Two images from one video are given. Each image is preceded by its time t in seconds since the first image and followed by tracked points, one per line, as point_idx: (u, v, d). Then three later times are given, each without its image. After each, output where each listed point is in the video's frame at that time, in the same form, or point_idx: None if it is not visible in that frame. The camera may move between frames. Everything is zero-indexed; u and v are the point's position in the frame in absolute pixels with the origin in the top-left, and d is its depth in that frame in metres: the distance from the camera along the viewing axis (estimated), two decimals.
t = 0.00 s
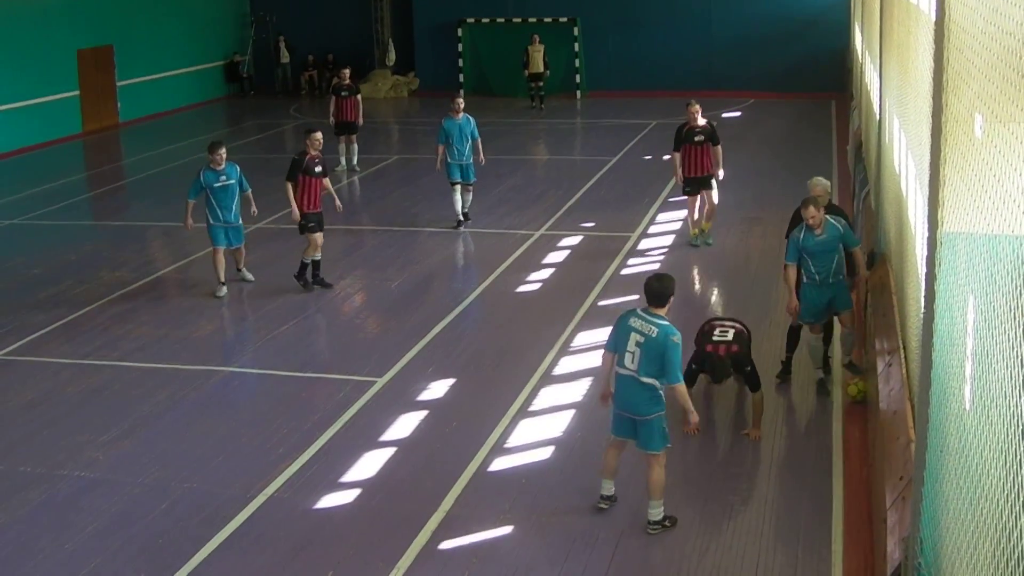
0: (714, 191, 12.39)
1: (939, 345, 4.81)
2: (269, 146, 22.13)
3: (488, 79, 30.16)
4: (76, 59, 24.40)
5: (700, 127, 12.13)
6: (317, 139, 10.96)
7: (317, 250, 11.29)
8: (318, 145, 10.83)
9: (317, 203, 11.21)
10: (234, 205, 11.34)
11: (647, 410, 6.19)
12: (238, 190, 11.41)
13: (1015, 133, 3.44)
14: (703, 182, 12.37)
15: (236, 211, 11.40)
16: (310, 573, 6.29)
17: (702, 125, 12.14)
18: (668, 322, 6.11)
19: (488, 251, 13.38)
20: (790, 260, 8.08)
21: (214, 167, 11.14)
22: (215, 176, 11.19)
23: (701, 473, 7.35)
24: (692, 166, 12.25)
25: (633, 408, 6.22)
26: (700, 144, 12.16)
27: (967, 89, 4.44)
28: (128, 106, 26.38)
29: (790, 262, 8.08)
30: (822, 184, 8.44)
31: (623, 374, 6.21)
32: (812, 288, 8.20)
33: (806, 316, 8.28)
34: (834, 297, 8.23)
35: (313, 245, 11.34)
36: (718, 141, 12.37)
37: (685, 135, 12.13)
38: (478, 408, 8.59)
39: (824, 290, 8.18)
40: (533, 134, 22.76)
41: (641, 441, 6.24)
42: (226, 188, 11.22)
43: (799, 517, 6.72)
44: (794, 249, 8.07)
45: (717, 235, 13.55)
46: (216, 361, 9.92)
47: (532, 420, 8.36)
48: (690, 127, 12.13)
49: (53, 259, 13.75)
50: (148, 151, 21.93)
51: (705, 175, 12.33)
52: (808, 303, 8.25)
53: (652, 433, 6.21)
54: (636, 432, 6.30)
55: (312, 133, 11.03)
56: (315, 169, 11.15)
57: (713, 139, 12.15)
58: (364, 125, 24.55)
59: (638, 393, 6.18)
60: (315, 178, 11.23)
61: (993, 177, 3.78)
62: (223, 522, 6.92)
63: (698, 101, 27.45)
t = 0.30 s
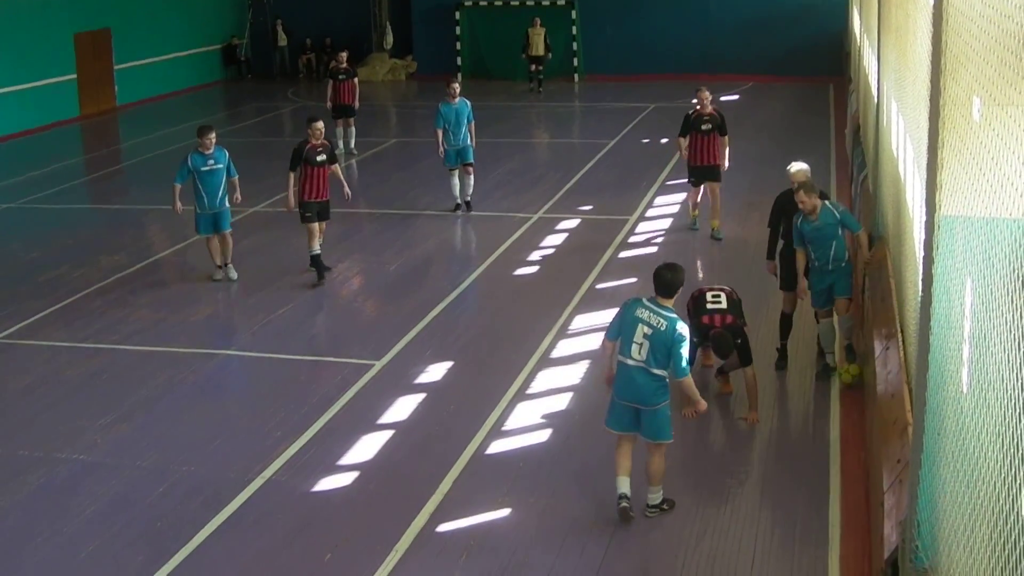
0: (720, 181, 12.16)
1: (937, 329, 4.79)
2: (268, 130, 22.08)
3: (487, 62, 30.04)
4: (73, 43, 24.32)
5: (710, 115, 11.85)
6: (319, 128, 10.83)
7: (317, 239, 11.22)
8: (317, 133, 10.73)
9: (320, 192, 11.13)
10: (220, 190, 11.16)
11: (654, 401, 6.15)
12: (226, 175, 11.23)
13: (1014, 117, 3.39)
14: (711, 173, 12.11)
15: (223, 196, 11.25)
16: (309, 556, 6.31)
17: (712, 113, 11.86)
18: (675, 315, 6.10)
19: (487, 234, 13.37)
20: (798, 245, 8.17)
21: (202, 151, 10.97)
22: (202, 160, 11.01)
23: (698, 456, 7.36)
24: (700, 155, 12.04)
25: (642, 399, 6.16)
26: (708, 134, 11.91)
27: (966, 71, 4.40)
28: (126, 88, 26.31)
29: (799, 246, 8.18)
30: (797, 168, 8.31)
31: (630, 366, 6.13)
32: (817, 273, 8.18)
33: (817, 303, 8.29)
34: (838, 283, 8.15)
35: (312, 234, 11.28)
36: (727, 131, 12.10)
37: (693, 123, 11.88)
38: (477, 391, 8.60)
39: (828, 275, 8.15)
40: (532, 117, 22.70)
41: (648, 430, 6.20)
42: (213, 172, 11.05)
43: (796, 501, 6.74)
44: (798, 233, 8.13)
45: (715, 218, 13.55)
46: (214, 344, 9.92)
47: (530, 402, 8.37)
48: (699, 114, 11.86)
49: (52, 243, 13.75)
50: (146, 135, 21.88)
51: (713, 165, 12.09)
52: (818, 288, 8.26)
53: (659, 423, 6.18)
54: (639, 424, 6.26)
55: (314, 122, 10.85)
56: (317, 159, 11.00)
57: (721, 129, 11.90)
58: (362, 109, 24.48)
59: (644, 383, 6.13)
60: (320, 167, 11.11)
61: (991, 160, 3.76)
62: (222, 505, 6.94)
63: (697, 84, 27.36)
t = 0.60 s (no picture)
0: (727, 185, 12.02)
1: (938, 329, 4.80)
2: (270, 129, 22.09)
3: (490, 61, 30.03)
4: (75, 42, 24.32)
5: (718, 116, 11.81)
6: (318, 131, 10.80)
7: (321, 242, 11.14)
8: (317, 136, 10.71)
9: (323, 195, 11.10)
10: (214, 196, 10.92)
11: (657, 412, 6.00)
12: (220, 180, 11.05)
13: (1016, 116, 3.40)
14: (717, 174, 12.03)
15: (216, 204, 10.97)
16: (311, 555, 6.31)
17: (721, 115, 11.80)
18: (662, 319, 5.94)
19: (489, 233, 13.37)
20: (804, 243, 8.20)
21: (197, 155, 10.82)
22: (197, 164, 10.85)
23: (701, 456, 7.36)
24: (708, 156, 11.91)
25: (644, 412, 5.98)
26: (716, 135, 11.83)
27: (968, 71, 4.41)
28: (128, 88, 26.31)
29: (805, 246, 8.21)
30: (788, 172, 8.32)
31: (629, 380, 5.96)
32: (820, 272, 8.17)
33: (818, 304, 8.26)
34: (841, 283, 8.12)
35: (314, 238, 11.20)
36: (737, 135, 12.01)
37: (702, 123, 11.83)
38: (479, 391, 8.60)
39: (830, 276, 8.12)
40: (534, 117, 22.71)
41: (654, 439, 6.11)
42: (208, 176, 10.86)
43: (799, 499, 6.74)
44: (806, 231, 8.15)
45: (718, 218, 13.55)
46: (217, 343, 9.93)
47: (532, 402, 8.36)
48: (708, 114, 11.81)
49: (54, 242, 13.75)
50: (148, 134, 21.89)
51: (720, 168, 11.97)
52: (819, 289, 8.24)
53: (662, 432, 6.08)
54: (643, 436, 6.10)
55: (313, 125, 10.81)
56: (317, 162, 10.95)
57: (731, 131, 11.81)
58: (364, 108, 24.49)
59: (645, 396, 5.97)
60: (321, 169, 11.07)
61: (993, 160, 3.77)
62: (224, 504, 6.94)
63: (699, 84, 27.35)
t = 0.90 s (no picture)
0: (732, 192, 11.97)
1: (942, 331, 4.81)
2: (274, 130, 22.13)
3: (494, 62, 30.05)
4: (79, 43, 24.37)
5: (719, 123, 11.75)
6: (323, 133, 10.71)
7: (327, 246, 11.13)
8: (321, 138, 10.64)
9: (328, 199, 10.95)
10: (207, 201, 10.89)
11: (648, 422, 5.93)
12: (211, 185, 10.96)
13: (1020, 118, 3.41)
14: (722, 181, 11.96)
15: (210, 208, 10.96)
16: (316, 556, 6.32)
17: (722, 120, 11.75)
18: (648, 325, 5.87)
19: (493, 234, 13.40)
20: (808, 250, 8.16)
21: (188, 160, 10.70)
22: (187, 169, 10.73)
23: (704, 457, 7.37)
24: (713, 161, 11.81)
25: (633, 424, 5.92)
26: (719, 141, 11.76)
27: (972, 74, 4.41)
28: (132, 89, 26.36)
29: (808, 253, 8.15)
30: (789, 172, 8.37)
31: (617, 391, 5.89)
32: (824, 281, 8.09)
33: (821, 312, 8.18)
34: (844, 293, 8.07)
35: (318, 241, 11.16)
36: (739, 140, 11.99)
37: (704, 130, 11.76)
38: (483, 391, 8.62)
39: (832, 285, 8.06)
40: (538, 118, 22.75)
41: (643, 454, 6.01)
42: (199, 181, 10.76)
43: (802, 500, 6.75)
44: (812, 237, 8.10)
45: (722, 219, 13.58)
46: (220, 344, 9.95)
47: (536, 403, 8.38)
48: (709, 121, 11.74)
49: (59, 243, 13.79)
50: (153, 135, 21.94)
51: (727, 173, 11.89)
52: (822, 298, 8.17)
53: (654, 443, 5.99)
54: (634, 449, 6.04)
55: (314, 128, 10.71)
56: (321, 165, 10.82)
57: (733, 136, 11.77)
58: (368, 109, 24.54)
59: (633, 405, 5.89)
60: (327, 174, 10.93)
61: (997, 162, 3.77)
62: (228, 505, 6.96)
63: (703, 85, 27.37)
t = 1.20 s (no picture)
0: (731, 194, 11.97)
1: (944, 332, 4.82)
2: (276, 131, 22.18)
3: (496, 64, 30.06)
4: (82, 44, 24.41)
5: (719, 125, 11.73)
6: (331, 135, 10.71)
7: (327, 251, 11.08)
8: (327, 139, 10.65)
9: (331, 202, 10.87)
10: (191, 205, 10.87)
11: (628, 440, 5.78)
12: (195, 188, 10.92)
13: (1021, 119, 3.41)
14: (723, 182, 11.99)
15: (194, 211, 10.93)
16: (317, 557, 6.33)
17: (721, 122, 11.72)
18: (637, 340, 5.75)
19: (495, 235, 13.42)
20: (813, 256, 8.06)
21: (172, 164, 10.66)
22: (172, 174, 10.69)
23: (705, 458, 7.37)
24: (713, 164, 11.89)
25: (612, 439, 5.77)
26: (718, 143, 11.75)
27: (973, 75, 4.42)
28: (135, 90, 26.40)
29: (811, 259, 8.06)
30: (788, 174, 8.42)
31: (598, 405, 5.76)
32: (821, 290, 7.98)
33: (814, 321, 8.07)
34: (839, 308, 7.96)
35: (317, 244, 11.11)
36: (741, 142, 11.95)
37: (703, 132, 11.73)
38: (485, 392, 8.64)
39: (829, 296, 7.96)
40: (541, 119, 22.78)
41: (616, 473, 5.84)
42: (184, 185, 10.73)
43: (804, 501, 6.75)
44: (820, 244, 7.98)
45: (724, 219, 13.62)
46: (223, 345, 9.96)
47: (538, 403, 8.39)
48: (708, 123, 11.71)
49: (61, 243, 13.82)
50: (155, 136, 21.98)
51: (727, 175, 11.96)
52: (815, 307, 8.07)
53: (629, 462, 5.83)
54: (609, 465, 5.89)
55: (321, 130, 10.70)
56: (325, 167, 10.78)
57: (733, 137, 11.73)
58: (371, 110, 24.58)
59: (612, 421, 5.75)
60: (332, 176, 10.87)
61: (998, 163, 3.78)
62: (230, 505, 6.97)
63: (705, 86, 27.41)
